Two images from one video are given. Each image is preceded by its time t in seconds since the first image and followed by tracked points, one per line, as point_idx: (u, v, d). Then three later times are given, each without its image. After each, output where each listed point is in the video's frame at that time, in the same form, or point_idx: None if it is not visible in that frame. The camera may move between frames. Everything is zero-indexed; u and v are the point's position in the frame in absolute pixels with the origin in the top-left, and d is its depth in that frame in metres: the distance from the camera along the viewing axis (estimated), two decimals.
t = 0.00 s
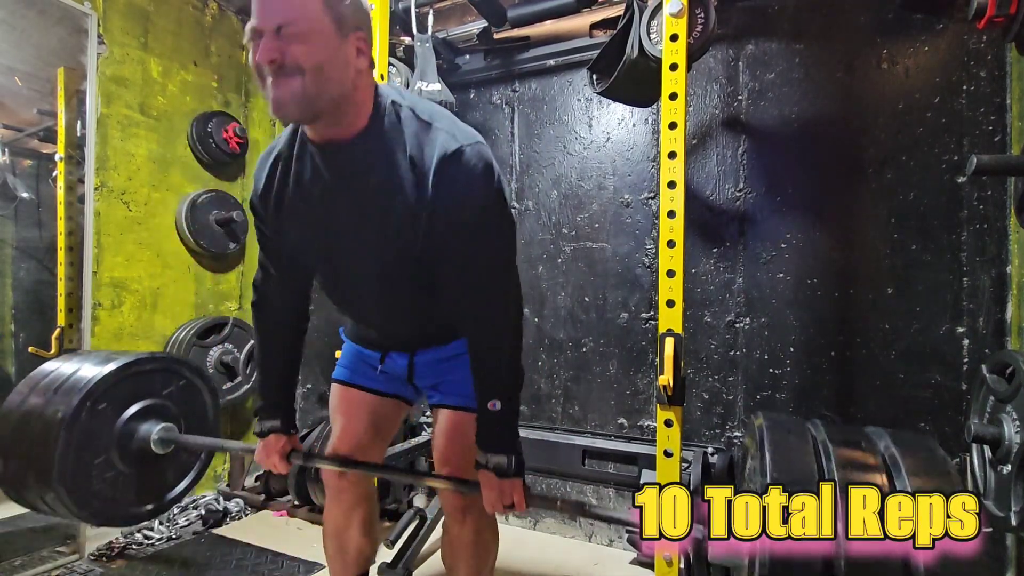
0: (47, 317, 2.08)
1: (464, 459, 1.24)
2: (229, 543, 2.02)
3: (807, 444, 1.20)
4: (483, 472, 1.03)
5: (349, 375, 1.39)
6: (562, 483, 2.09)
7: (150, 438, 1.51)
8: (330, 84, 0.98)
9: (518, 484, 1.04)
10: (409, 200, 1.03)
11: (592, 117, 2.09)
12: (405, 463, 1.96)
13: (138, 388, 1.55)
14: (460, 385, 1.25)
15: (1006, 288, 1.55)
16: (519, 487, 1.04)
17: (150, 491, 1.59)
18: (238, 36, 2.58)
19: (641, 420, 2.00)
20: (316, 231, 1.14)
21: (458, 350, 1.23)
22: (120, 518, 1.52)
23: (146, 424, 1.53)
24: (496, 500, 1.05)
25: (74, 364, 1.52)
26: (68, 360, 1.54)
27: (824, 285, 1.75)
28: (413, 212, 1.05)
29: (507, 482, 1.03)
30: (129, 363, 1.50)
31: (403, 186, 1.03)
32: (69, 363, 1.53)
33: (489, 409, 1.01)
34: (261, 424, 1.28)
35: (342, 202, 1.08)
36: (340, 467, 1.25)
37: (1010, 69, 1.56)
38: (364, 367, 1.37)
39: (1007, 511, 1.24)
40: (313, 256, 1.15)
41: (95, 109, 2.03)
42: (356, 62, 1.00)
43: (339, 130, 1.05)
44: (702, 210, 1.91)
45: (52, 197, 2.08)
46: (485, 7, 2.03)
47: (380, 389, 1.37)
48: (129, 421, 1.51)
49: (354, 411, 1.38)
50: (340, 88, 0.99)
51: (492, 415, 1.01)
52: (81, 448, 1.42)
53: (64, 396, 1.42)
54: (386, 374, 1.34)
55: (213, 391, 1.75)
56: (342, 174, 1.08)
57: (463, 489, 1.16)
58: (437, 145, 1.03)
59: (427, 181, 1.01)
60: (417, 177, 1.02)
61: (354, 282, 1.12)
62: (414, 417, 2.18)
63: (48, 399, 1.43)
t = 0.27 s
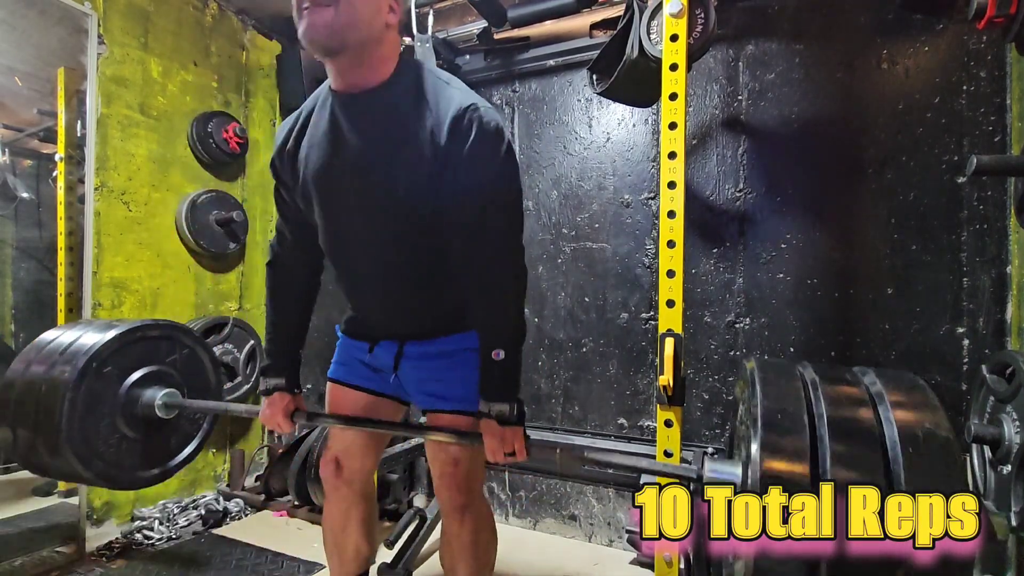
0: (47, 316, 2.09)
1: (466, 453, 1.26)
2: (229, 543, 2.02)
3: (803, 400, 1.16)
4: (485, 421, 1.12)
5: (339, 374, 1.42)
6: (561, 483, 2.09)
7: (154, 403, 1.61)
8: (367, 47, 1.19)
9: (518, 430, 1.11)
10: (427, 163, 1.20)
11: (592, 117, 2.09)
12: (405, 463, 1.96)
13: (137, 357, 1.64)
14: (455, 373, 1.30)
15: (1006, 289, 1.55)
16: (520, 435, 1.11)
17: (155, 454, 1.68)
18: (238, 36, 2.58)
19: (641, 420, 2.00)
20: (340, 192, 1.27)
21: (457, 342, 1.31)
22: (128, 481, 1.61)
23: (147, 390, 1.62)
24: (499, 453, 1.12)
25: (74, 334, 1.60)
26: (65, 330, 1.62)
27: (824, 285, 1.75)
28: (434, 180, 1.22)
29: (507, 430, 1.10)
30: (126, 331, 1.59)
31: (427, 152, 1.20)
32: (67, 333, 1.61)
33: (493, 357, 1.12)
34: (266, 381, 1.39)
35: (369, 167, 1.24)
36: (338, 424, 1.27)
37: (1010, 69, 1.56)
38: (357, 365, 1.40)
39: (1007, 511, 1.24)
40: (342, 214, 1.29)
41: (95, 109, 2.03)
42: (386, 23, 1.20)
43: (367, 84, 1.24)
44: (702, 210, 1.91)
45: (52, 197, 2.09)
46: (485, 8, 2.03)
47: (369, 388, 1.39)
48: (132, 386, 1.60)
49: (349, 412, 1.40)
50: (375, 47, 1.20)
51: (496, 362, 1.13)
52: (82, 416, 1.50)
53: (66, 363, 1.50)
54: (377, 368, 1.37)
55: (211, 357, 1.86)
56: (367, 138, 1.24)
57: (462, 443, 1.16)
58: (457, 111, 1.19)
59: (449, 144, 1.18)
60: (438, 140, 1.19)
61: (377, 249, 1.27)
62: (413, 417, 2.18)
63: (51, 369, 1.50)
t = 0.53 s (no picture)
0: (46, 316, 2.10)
1: (463, 458, 1.26)
2: (229, 543, 2.02)
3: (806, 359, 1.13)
4: (489, 382, 1.16)
5: (340, 372, 1.45)
6: (561, 483, 2.09)
7: (152, 376, 1.61)
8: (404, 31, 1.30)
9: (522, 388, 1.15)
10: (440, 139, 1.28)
11: (592, 117, 2.09)
12: (405, 463, 1.97)
13: (133, 330, 1.64)
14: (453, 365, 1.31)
15: (1006, 289, 1.55)
16: (522, 396, 1.15)
17: (154, 429, 1.69)
18: (238, 36, 2.58)
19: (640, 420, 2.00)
20: (354, 159, 1.35)
21: (459, 337, 1.32)
22: (128, 454, 1.62)
23: (145, 363, 1.63)
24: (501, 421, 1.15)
25: (69, 306, 1.60)
26: (60, 304, 1.62)
27: (824, 286, 1.75)
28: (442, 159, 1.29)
29: (512, 390, 1.14)
30: (122, 304, 1.59)
31: (438, 129, 1.27)
32: (61, 306, 1.60)
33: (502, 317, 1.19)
34: (270, 346, 1.41)
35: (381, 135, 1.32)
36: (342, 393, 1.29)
37: (1010, 69, 1.56)
38: (354, 362, 1.42)
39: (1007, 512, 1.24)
40: (350, 177, 1.35)
41: (95, 109, 2.03)
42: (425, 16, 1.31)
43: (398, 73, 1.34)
44: (702, 210, 1.91)
45: (51, 197, 2.09)
46: (485, 8, 2.03)
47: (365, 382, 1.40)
48: (129, 360, 1.60)
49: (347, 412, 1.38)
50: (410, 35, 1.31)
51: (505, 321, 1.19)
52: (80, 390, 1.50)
53: (62, 335, 1.49)
54: (372, 360, 1.39)
55: (210, 333, 1.88)
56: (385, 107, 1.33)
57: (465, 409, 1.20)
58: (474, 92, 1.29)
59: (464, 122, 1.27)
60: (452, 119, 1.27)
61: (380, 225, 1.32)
62: (413, 418, 2.18)
63: (48, 341, 1.50)
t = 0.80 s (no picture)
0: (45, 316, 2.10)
1: (465, 459, 1.26)
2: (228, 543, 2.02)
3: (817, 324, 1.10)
4: (498, 359, 1.15)
5: (338, 360, 1.41)
6: (561, 483, 2.09)
7: (156, 356, 1.61)
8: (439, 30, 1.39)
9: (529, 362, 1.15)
10: (455, 124, 1.31)
11: (592, 117, 2.09)
12: (405, 464, 1.97)
13: (137, 310, 1.64)
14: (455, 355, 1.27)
15: (1006, 289, 1.55)
16: (531, 373, 1.15)
17: (156, 410, 1.69)
18: (238, 36, 2.58)
19: (640, 421, 2.00)
20: (366, 129, 1.37)
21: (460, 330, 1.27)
22: (129, 434, 1.61)
23: (149, 343, 1.63)
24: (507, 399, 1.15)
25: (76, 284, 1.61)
26: (64, 283, 1.62)
27: (824, 287, 1.74)
28: (449, 148, 1.30)
29: (521, 367, 1.14)
30: (127, 283, 1.59)
31: (455, 109, 1.31)
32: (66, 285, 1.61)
33: (514, 296, 1.19)
34: (278, 324, 1.40)
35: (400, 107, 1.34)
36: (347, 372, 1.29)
37: (1010, 69, 1.56)
38: (350, 354, 1.37)
39: (1007, 512, 1.23)
40: (362, 143, 1.37)
41: (95, 109, 2.03)
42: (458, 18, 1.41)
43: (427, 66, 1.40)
44: (702, 210, 1.91)
45: (51, 197, 2.09)
46: (485, 9, 2.03)
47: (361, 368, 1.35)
48: (133, 340, 1.60)
49: (353, 408, 1.38)
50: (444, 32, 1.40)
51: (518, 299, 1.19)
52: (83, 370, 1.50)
53: (66, 312, 1.50)
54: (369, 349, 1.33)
55: (215, 317, 1.88)
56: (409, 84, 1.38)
57: (473, 388, 1.18)
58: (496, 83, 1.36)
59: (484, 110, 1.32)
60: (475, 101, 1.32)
61: (382, 215, 1.31)
62: (413, 418, 2.18)
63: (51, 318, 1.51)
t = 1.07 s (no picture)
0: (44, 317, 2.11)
1: (466, 462, 1.26)
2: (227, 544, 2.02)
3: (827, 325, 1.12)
4: (507, 357, 1.16)
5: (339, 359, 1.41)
6: (561, 484, 2.09)
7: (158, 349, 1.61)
8: (453, 35, 1.40)
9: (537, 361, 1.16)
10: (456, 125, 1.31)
11: (592, 118, 2.09)
12: (405, 464, 1.97)
13: (138, 303, 1.64)
14: (460, 355, 1.27)
15: (1006, 289, 1.55)
16: (539, 372, 1.16)
17: (158, 404, 1.69)
18: (239, 37, 2.58)
19: (641, 421, 2.00)
20: (378, 119, 1.38)
21: (466, 331, 1.27)
22: (131, 427, 1.61)
23: (151, 336, 1.63)
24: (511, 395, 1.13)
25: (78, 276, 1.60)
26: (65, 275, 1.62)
27: (824, 287, 1.74)
28: (451, 146, 1.30)
29: (529, 365, 1.15)
30: (131, 275, 1.59)
31: (466, 106, 1.31)
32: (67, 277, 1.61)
33: (522, 293, 1.19)
34: (284, 318, 1.41)
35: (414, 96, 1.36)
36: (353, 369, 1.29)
37: (1010, 70, 1.56)
38: (353, 353, 1.37)
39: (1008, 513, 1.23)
40: (373, 133, 1.38)
41: (95, 109, 2.03)
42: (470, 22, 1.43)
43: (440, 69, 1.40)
44: (702, 211, 1.91)
45: (51, 197, 2.09)
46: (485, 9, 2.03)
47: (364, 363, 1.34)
48: (135, 332, 1.60)
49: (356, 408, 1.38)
50: (458, 37, 1.41)
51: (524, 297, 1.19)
52: (84, 362, 1.50)
53: (68, 303, 1.50)
54: (373, 344, 1.32)
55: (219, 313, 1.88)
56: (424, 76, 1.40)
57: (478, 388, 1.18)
58: (508, 84, 1.37)
59: (495, 110, 1.33)
60: (486, 101, 1.33)
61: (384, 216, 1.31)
62: (413, 418, 2.18)
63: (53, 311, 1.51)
